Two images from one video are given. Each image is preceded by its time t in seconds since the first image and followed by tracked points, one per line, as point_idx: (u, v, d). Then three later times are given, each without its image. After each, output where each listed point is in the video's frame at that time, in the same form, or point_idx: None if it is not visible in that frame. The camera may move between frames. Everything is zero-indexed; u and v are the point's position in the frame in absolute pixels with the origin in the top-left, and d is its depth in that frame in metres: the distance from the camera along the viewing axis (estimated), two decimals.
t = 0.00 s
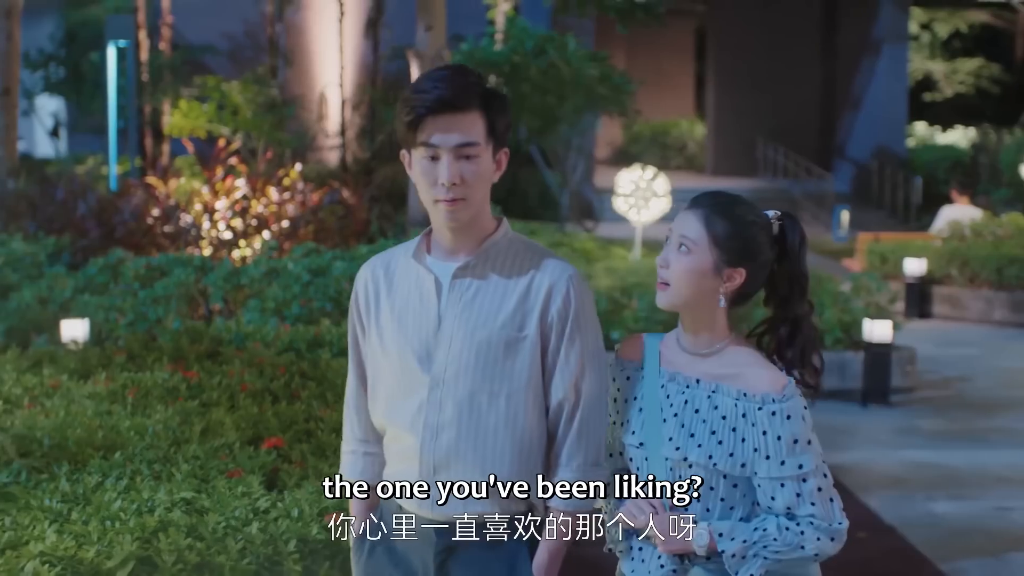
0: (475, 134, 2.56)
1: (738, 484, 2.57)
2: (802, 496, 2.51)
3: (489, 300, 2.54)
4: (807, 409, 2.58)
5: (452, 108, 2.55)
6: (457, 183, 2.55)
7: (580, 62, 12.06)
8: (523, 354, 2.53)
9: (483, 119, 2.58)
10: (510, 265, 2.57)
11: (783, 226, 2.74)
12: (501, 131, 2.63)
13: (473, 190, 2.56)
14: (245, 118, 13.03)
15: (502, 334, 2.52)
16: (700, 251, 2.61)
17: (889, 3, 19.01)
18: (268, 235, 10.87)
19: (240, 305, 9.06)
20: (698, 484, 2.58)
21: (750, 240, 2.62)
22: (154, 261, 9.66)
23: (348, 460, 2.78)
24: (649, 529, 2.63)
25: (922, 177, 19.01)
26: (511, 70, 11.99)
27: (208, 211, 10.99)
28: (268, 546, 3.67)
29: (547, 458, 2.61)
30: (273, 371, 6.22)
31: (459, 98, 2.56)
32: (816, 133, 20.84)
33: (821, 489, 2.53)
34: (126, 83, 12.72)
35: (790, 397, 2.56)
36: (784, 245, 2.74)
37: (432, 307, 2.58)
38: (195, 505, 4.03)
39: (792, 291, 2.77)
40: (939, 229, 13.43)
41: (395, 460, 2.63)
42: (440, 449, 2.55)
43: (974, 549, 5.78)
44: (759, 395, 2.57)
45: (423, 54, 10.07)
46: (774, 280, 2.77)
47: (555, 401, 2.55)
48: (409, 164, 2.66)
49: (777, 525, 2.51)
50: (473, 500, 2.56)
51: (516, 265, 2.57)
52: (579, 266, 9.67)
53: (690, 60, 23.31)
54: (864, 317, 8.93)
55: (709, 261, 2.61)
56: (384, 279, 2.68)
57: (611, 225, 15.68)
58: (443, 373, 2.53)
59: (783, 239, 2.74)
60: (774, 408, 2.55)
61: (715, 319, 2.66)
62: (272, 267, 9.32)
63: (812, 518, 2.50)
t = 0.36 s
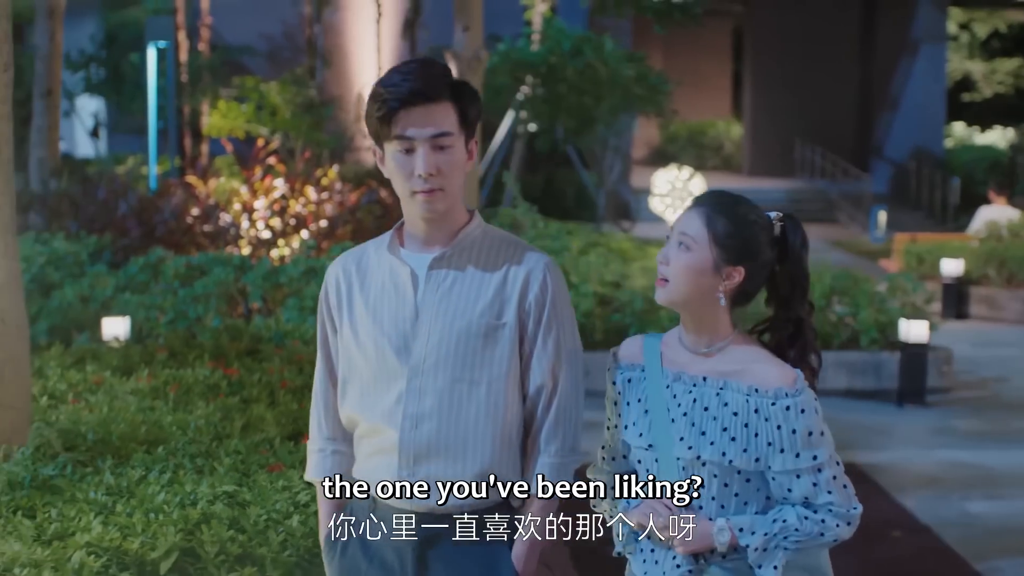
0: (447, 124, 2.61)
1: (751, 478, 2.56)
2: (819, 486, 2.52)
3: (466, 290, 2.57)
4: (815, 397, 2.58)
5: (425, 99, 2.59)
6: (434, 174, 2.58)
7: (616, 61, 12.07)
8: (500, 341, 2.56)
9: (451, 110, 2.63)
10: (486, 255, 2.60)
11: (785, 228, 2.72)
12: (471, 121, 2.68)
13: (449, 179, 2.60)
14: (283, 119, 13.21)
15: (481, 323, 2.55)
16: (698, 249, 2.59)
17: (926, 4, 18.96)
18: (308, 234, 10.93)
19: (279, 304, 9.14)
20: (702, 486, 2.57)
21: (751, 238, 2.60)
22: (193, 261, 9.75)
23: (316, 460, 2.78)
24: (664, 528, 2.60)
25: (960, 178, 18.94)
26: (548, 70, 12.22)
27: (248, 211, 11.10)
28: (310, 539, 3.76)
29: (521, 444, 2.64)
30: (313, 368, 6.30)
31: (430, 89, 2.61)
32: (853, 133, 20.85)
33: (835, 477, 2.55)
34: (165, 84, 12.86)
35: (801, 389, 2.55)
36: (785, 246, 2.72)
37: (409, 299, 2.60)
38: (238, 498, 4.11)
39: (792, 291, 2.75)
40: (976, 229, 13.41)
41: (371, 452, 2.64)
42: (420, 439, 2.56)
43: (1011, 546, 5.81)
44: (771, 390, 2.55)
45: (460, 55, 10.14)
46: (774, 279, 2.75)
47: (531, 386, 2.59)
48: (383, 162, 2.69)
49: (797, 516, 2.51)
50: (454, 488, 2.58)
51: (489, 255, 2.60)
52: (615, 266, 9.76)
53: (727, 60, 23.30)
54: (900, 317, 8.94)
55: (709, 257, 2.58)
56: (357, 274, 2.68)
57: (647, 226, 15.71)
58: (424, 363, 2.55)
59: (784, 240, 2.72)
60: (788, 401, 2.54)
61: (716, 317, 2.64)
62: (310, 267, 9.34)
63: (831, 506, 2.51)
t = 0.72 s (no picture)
0: (425, 126, 2.51)
1: (718, 461, 2.56)
2: (785, 465, 2.52)
3: (440, 286, 2.48)
4: (778, 380, 2.59)
5: (406, 101, 2.49)
6: (411, 175, 2.48)
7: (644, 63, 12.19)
8: (475, 336, 2.46)
9: (429, 112, 2.52)
10: (460, 250, 2.51)
11: (749, 226, 2.76)
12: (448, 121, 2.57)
13: (426, 181, 2.51)
14: (310, 119, 13.27)
15: (455, 318, 2.46)
16: (662, 240, 2.62)
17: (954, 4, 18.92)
18: (335, 234, 11.06)
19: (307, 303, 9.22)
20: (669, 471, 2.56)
21: (714, 233, 2.63)
22: (222, 260, 9.84)
23: (296, 461, 2.68)
24: (632, 515, 2.58)
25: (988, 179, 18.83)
26: (574, 72, 12.28)
27: (276, 211, 11.23)
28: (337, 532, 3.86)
29: (499, 446, 2.53)
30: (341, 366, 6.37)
31: (410, 89, 2.50)
32: (880, 131, 20.81)
33: (800, 458, 2.55)
34: (194, 85, 12.97)
35: (763, 369, 2.57)
36: (749, 245, 2.75)
37: (385, 296, 2.50)
38: (269, 492, 4.18)
39: (756, 288, 2.78)
40: (1003, 230, 13.39)
41: (347, 454, 2.53)
42: (395, 436, 2.46)
43: None
44: (733, 369, 2.58)
45: (487, 56, 10.20)
46: (738, 278, 2.77)
47: (508, 382, 2.48)
48: (358, 161, 2.59)
49: (764, 495, 2.51)
50: (429, 484, 2.45)
51: (464, 251, 2.51)
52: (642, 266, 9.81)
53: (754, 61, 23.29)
54: (926, 317, 8.95)
55: (671, 249, 2.61)
56: (333, 274, 2.60)
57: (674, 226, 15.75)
58: (398, 359, 2.45)
59: (748, 239, 2.75)
60: (750, 381, 2.55)
61: (679, 308, 2.67)
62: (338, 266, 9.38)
63: (797, 484, 2.51)
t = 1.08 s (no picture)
0: (419, 128, 2.55)
1: (697, 453, 2.51)
2: (760, 457, 2.46)
3: (438, 284, 2.52)
4: (758, 372, 2.55)
5: (397, 103, 2.53)
6: (404, 177, 2.53)
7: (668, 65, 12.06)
8: (472, 332, 2.50)
9: (424, 116, 2.57)
10: (455, 247, 2.55)
11: (728, 218, 2.72)
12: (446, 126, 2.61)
13: (418, 182, 2.55)
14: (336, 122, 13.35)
15: (452, 315, 2.50)
16: (640, 241, 2.59)
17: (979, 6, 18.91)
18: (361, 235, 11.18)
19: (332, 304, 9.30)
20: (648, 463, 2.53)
21: (693, 231, 2.60)
22: (249, 261, 9.93)
23: (307, 460, 2.74)
24: (614, 506, 2.55)
25: (1014, 181, 18.79)
26: (599, 74, 12.39)
27: (302, 213, 11.42)
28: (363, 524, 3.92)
29: (503, 439, 2.57)
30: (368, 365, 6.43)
31: (402, 92, 2.55)
32: (908, 134, 20.87)
33: (779, 450, 2.49)
34: (221, 88, 13.08)
35: (740, 361, 2.53)
36: (728, 237, 2.72)
37: (384, 297, 2.56)
38: (297, 488, 4.23)
39: (735, 279, 2.75)
40: None
41: (354, 451, 2.59)
42: (397, 433, 2.51)
43: None
44: (711, 361, 2.54)
45: (513, 58, 10.27)
46: (719, 271, 2.74)
47: (508, 376, 2.52)
48: (354, 160, 2.64)
49: (741, 487, 2.44)
50: (433, 479, 2.51)
51: (460, 249, 2.55)
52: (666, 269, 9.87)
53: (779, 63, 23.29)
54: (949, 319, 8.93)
55: (650, 249, 2.58)
56: (336, 276, 2.65)
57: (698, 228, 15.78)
58: (399, 358, 2.50)
59: (727, 231, 2.72)
60: (726, 372, 2.51)
61: (662, 306, 2.64)
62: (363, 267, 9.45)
63: (773, 475, 2.44)
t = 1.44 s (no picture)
0: (423, 133, 2.62)
1: (699, 444, 2.58)
2: (761, 447, 2.53)
3: (442, 288, 2.60)
4: (756, 365, 2.61)
5: (400, 108, 2.60)
6: (406, 181, 2.60)
7: (687, 67, 12.12)
8: (475, 334, 2.58)
9: (428, 120, 2.63)
10: (460, 250, 2.64)
11: (725, 215, 2.78)
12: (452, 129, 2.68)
13: (422, 187, 2.62)
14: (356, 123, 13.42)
15: (456, 318, 2.58)
16: (643, 242, 2.65)
17: (1000, 6, 18.89)
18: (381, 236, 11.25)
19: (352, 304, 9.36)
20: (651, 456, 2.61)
21: (692, 230, 2.65)
22: (270, 261, 10.01)
23: (324, 454, 2.85)
24: (619, 499, 2.63)
25: None
26: (618, 75, 12.44)
27: (323, 214, 11.48)
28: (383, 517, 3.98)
29: (507, 439, 2.65)
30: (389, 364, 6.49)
31: (406, 98, 2.61)
32: (927, 135, 20.82)
33: (779, 440, 2.55)
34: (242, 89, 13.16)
35: (737, 354, 2.60)
36: (726, 232, 2.77)
37: (391, 299, 2.65)
38: (320, 484, 4.30)
39: (735, 273, 2.80)
40: None
41: (363, 449, 2.69)
42: (402, 431, 2.61)
43: None
44: (709, 354, 2.61)
45: (533, 60, 10.32)
46: (720, 263, 2.79)
47: (511, 378, 2.60)
48: (362, 161, 2.72)
49: (741, 477, 2.51)
50: (435, 478, 2.60)
51: (466, 253, 2.63)
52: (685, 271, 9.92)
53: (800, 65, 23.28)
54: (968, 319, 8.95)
55: (651, 250, 2.64)
56: (349, 277, 2.76)
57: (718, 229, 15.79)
58: (404, 358, 2.60)
59: (724, 226, 2.77)
60: (724, 365, 2.58)
61: (662, 304, 2.71)
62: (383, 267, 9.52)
63: (774, 465, 2.51)
